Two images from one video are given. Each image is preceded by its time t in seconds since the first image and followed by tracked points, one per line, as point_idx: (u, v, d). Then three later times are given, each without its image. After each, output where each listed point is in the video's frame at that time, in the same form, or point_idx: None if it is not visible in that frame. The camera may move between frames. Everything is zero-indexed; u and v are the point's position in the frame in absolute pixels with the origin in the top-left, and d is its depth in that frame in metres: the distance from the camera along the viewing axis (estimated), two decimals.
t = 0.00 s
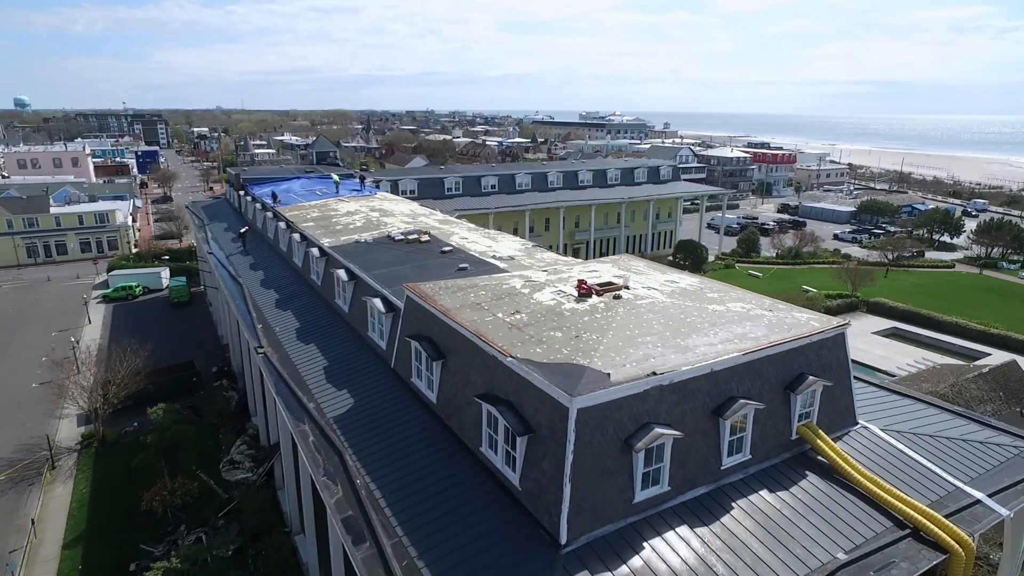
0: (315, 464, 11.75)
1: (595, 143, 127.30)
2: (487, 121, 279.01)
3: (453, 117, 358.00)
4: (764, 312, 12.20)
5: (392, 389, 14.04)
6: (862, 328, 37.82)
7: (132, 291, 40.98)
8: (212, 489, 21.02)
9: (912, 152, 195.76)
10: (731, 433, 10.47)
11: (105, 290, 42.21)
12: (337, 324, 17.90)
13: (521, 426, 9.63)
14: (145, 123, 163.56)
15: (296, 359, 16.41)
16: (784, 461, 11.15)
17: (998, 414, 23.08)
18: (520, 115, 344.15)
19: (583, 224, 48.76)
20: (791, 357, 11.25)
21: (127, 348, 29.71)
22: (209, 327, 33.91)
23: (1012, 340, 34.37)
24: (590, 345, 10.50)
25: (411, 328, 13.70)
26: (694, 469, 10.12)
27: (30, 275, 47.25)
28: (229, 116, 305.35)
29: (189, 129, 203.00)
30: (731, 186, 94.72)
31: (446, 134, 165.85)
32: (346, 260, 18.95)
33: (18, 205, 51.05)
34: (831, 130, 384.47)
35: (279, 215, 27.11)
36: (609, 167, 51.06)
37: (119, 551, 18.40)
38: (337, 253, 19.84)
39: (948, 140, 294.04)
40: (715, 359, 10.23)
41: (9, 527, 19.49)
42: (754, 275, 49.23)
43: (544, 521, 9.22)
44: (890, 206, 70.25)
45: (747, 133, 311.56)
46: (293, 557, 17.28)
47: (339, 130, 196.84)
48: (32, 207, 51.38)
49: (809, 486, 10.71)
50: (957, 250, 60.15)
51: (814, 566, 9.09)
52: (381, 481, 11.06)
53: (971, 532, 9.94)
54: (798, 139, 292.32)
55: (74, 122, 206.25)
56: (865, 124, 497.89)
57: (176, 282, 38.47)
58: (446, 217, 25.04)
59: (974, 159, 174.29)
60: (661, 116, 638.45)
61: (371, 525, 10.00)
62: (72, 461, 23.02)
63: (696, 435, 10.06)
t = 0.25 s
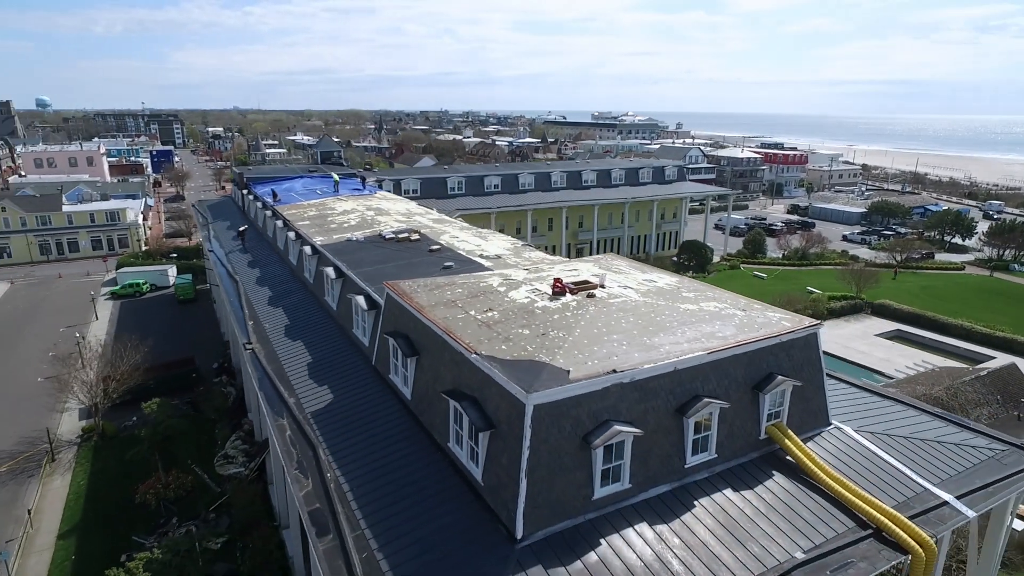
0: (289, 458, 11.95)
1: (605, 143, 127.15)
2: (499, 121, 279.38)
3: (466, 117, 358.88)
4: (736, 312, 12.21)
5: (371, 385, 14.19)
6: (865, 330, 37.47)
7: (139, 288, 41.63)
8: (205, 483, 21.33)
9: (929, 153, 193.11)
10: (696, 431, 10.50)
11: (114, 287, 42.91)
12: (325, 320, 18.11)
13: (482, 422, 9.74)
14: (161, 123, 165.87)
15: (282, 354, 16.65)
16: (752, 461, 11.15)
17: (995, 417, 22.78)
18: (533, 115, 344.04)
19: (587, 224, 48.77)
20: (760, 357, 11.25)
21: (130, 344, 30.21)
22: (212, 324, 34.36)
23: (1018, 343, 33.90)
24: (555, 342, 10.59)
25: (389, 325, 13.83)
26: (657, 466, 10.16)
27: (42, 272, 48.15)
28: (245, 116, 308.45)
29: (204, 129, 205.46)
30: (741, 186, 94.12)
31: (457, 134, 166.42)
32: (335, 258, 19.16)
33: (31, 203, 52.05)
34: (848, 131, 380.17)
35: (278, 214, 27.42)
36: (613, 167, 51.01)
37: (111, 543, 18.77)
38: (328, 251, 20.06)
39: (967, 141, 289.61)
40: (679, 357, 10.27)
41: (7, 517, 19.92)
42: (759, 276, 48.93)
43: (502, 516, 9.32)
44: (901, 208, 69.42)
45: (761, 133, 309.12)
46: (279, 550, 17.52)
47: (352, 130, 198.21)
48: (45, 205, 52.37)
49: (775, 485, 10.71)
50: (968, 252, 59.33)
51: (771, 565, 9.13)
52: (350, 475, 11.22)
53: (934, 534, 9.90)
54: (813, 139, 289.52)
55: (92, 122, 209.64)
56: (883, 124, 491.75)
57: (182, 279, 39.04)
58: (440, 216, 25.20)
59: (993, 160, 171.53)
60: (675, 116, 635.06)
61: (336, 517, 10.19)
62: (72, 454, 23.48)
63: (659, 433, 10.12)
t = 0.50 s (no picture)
0: (265, 452, 12.19)
1: (616, 143, 126.88)
2: (512, 121, 279.59)
3: (479, 117, 359.61)
4: (708, 311, 12.23)
5: (352, 381, 14.38)
6: (868, 332, 37.12)
7: (148, 285, 42.31)
8: (200, 476, 21.66)
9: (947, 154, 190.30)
10: (660, 429, 10.56)
11: (122, 284, 43.64)
12: (314, 317, 18.35)
13: (445, 416, 9.86)
14: (178, 123, 168.27)
15: (270, 350, 16.93)
16: (719, 459, 11.18)
17: (992, 420, 22.51)
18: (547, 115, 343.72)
19: (591, 224, 48.76)
20: (729, 356, 11.27)
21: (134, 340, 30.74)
22: (215, 321, 34.84)
23: None
24: (521, 339, 10.70)
25: (369, 322, 14.00)
26: (620, 464, 10.24)
27: (55, 269, 49.13)
28: (261, 116, 311.51)
29: (220, 129, 207.89)
30: (752, 187, 93.46)
31: (469, 133, 166.95)
32: (326, 256, 19.40)
33: (46, 202, 53.10)
34: (866, 131, 375.42)
35: (277, 212, 27.77)
36: (618, 167, 50.96)
37: (106, 534, 19.17)
38: (320, 249, 20.31)
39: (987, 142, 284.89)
40: (643, 355, 10.34)
41: (7, 508, 20.39)
42: (765, 277, 48.60)
43: (462, 510, 9.44)
44: (914, 209, 68.56)
45: (777, 134, 306.28)
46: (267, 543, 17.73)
47: (366, 130, 199.55)
48: (59, 204, 53.39)
49: (740, 484, 10.73)
50: (980, 255, 58.48)
51: (727, 562, 9.18)
52: (321, 468, 11.42)
53: (897, 535, 9.89)
54: (830, 139, 286.43)
55: (111, 122, 213.05)
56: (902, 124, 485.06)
57: (188, 277, 39.65)
58: (435, 215, 25.38)
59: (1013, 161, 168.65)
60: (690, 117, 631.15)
61: (303, 509, 10.39)
62: (73, 447, 23.98)
63: (621, 430, 10.19)
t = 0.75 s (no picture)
0: (243, 445, 12.46)
1: (628, 144, 126.44)
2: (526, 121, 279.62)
3: (494, 117, 360.11)
4: (680, 310, 12.28)
5: (333, 376, 14.60)
6: (873, 334, 36.75)
7: (157, 282, 43.02)
8: (197, 470, 22.04)
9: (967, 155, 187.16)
10: (625, 426, 10.63)
11: (133, 281, 44.41)
12: (304, 313, 18.62)
13: (410, 411, 10.01)
14: (195, 123, 170.64)
15: (259, 346, 17.24)
16: (686, 457, 11.22)
17: (989, 424, 22.24)
18: (561, 115, 343.38)
19: (595, 224, 48.74)
20: (697, 354, 11.31)
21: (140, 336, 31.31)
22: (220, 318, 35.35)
23: None
24: (488, 335, 10.83)
25: (350, 318, 14.20)
26: (583, 460, 10.33)
27: (68, 266, 50.11)
28: (278, 116, 314.66)
29: (237, 129, 210.33)
30: (764, 188, 92.68)
31: (481, 134, 167.32)
32: (317, 254, 19.66)
33: (61, 200, 54.19)
34: (885, 131, 370.29)
35: (277, 211, 28.16)
36: (623, 167, 50.89)
37: (102, 525, 19.59)
38: (313, 247, 20.59)
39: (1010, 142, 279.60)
40: (607, 352, 10.42)
41: (9, 498, 20.90)
42: (771, 278, 48.25)
43: (423, 502, 9.58)
44: (927, 210, 67.59)
45: (794, 134, 302.99)
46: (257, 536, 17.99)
47: (380, 130, 200.73)
48: (74, 202, 54.45)
49: (706, 482, 10.77)
50: (994, 257, 57.53)
51: (683, 558, 9.26)
52: (294, 461, 11.65)
53: (859, 535, 9.88)
54: (847, 139, 282.87)
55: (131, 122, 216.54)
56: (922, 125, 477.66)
57: (196, 275, 40.28)
58: (431, 215, 25.60)
59: None
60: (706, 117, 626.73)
61: (273, 500, 10.63)
62: (75, 439, 24.49)
63: (585, 427, 10.28)
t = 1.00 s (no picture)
0: (223, 437, 12.78)
1: (640, 144, 125.95)
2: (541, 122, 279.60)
3: (508, 117, 360.49)
4: (652, 309, 12.35)
5: (315, 371, 14.84)
6: (877, 336, 36.40)
7: (166, 280, 43.74)
8: (193, 464, 22.46)
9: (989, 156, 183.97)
10: (590, 423, 10.72)
11: (143, 278, 45.20)
12: (294, 309, 18.91)
13: (376, 405, 10.19)
14: (212, 123, 172.93)
15: (248, 342, 17.58)
16: (653, 455, 11.29)
17: (984, 428, 21.98)
18: (576, 115, 342.98)
19: (600, 225, 48.73)
20: (665, 353, 11.37)
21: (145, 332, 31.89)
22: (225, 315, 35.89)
23: None
24: (456, 332, 10.99)
25: (331, 314, 14.43)
26: (547, 455, 10.45)
27: (82, 263, 51.12)
28: (295, 116, 317.61)
29: (253, 129, 212.70)
30: (776, 189, 91.93)
31: (494, 134, 167.62)
32: (309, 251, 19.95)
33: (76, 199, 55.31)
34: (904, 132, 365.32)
35: (278, 210, 28.54)
36: (629, 168, 50.82)
37: (99, 515, 20.05)
38: (306, 245, 20.88)
39: None
40: (571, 350, 10.56)
41: (11, 488, 21.44)
42: (777, 279, 47.92)
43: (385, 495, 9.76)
44: (941, 212, 66.62)
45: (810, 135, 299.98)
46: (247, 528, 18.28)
47: (394, 130, 201.91)
48: (89, 201, 55.53)
49: (671, 480, 10.83)
50: (1008, 260, 56.59)
51: (639, 553, 9.36)
52: (269, 453, 11.90)
53: (819, 534, 9.91)
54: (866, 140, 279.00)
55: (151, 122, 219.88)
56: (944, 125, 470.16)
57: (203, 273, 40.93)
58: (427, 214, 25.83)
59: None
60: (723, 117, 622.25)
61: (244, 491, 10.89)
62: (79, 432, 25.06)
63: (548, 424, 10.40)
